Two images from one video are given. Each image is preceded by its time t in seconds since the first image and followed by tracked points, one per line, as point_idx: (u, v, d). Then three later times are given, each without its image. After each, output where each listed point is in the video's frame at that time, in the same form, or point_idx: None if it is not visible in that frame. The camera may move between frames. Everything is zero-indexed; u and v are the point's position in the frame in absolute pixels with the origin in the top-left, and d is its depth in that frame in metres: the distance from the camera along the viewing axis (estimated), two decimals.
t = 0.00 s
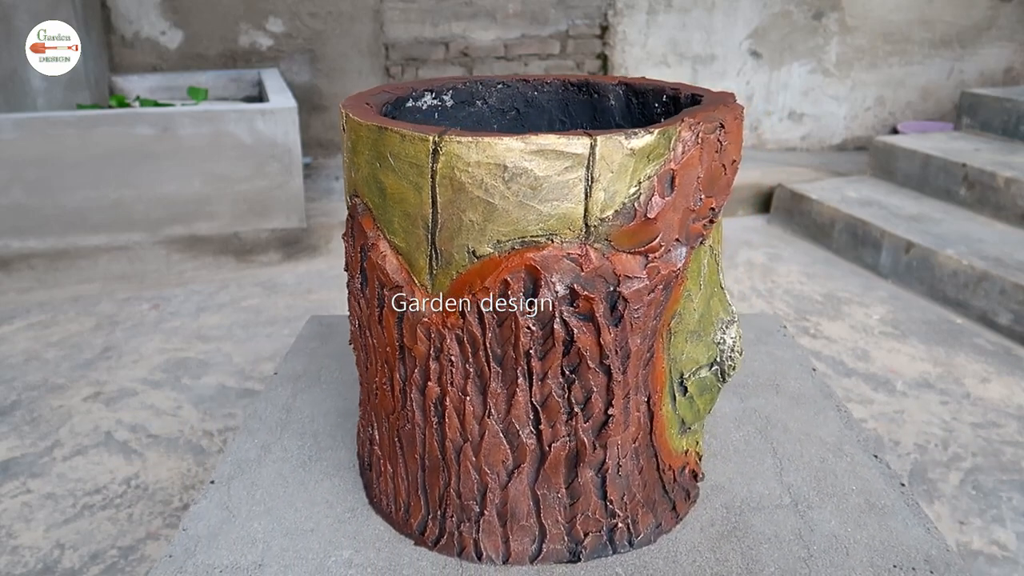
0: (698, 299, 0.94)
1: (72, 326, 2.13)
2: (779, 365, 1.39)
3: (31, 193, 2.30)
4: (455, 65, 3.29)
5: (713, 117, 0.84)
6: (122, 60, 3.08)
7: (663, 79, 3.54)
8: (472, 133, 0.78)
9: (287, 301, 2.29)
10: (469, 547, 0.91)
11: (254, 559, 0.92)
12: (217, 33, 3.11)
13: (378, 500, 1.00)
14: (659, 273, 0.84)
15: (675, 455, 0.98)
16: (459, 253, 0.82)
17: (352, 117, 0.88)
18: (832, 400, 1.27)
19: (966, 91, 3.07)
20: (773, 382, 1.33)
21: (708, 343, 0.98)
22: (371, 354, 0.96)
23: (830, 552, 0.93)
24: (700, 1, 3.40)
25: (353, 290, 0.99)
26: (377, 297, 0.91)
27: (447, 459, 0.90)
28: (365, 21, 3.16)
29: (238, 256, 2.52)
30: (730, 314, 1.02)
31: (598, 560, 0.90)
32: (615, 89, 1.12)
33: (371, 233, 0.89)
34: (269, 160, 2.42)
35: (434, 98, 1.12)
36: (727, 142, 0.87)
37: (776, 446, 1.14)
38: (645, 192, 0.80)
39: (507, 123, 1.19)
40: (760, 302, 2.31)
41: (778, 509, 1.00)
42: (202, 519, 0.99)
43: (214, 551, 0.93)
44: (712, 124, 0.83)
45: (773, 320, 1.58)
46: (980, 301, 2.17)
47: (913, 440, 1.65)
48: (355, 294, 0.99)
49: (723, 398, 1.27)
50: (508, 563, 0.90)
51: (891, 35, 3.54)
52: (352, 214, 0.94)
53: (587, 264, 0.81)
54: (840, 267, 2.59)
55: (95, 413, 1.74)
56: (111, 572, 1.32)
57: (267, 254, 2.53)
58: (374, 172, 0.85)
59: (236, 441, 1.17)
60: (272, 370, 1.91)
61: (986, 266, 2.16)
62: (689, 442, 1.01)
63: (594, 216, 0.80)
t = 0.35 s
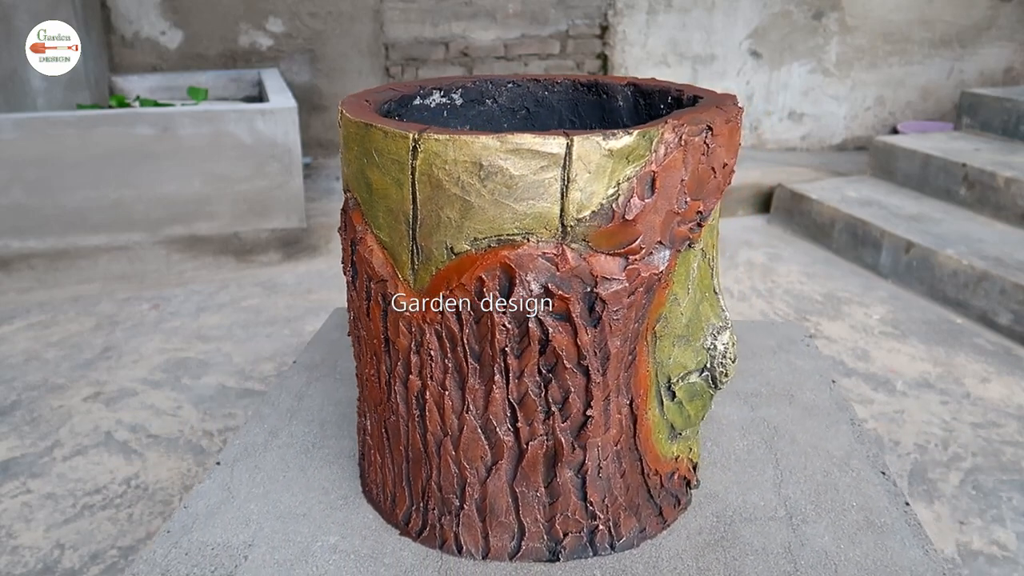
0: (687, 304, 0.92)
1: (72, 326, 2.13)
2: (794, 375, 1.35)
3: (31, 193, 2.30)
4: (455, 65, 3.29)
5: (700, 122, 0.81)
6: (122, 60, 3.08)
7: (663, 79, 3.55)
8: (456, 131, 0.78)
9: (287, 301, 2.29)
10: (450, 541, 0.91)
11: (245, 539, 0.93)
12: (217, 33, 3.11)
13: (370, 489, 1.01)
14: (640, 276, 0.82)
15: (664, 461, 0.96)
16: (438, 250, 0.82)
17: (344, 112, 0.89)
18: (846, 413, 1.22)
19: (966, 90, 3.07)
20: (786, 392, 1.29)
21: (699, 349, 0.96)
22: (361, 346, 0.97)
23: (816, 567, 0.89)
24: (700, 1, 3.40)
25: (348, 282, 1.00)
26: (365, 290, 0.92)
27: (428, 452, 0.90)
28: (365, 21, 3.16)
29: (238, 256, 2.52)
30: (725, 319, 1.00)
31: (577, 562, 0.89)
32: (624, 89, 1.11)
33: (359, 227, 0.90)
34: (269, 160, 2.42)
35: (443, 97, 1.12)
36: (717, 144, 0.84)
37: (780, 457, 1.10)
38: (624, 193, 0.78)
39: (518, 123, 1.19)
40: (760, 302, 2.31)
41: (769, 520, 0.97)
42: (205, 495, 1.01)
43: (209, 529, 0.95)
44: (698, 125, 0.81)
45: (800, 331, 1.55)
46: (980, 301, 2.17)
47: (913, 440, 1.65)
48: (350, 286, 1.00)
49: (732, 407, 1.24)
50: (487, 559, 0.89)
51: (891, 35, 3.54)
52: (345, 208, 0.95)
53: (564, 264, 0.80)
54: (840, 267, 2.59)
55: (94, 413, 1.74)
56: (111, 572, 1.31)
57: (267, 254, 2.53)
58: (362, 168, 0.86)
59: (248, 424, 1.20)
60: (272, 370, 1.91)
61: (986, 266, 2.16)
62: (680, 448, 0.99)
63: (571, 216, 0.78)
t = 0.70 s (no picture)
0: (673, 308, 0.90)
1: (72, 326, 2.13)
2: (809, 386, 1.29)
3: (31, 193, 2.30)
4: (455, 65, 3.29)
5: (684, 124, 0.79)
6: (122, 60, 3.08)
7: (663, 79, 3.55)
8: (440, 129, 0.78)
9: (287, 301, 2.29)
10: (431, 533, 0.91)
11: (240, 519, 0.95)
12: (217, 33, 3.11)
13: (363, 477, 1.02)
14: (618, 278, 0.81)
15: (650, 465, 0.94)
16: (419, 245, 0.82)
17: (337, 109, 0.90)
18: (861, 429, 1.16)
19: (966, 90, 3.07)
20: (799, 403, 1.23)
21: (688, 354, 0.93)
22: (354, 337, 0.98)
23: None
24: (700, 1, 3.41)
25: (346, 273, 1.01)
26: (356, 281, 0.93)
27: (411, 443, 0.91)
28: (365, 21, 3.16)
29: (238, 256, 2.52)
30: (718, 324, 0.97)
31: (556, 561, 0.88)
32: (631, 90, 1.09)
33: (349, 221, 0.91)
34: (269, 159, 2.42)
35: (453, 95, 1.12)
36: (705, 147, 0.82)
37: (782, 467, 1.05)
38: (601, 194, 0.77)
39: (528, 122, 1.19)
40: (759, 302, 2.31)
41: (758, 533, 0.92)
42: (210, 476, 1.04)
43: (209, 507, 0.97)
44: (682, 128, 0.79)
45: (826, 341, 1.47)
46: (980, 301, 2.17)
47: (913, 440, 1.65)
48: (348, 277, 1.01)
49: (741, 416, 1.19)
50: (466, 553, 0.89)
51: (891, 35, 3.54)
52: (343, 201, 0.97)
53: (539, 263, 0.79)
54: (840, 267, 2.59)
55: (94, 413, 1.74)
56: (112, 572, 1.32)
57: (267, 254, 2.54)
58: (351, 164, 0.87)
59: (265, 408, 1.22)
60: (272, 371, 1.91)
61: (986, 266, 2.16)
62: (669, 453, 0.97)
63: (546, 217, 0.77)
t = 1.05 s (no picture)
0: (656, 312, 0.91)
1: (72, 326, 2.13)
2: (823, 398, 1.28)
3: (31, 193, 2.30)
4: (455, 65, 3.30)
5: (665, 126, 0.82)
6: (122, 61, 3.08)
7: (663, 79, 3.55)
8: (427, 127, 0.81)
9: (287, 301, 2.29)
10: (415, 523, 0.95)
11: (238, 499, 1.01)
12: (217, 33, 3.11)
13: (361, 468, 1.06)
14: (594, 280, 0.83)
15: (634, 468, 0.96)
16: (401, 240, 0.86)
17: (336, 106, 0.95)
18: (872, 445, 1.14)
19: (966, 90, 3.07)
20: (809, 415, 1.22)
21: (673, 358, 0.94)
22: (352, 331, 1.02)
23: None
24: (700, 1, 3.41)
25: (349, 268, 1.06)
26: (351, 277, 0.98)
27: (398, 434, 0.95)
28: (365, 21, 3.16)
29: (238, 256, 2.52)
30: (707, 329, 0.97)
31: (533, 557, 0.90)
32: (639, 91, 1.10)
33: (343, 217, 0.96)
34: (269, 160, 2.42)
35: (463, 94, 1.15)
36: (688, 150, 0.84)
37: (783, 480, 1.05)
38: (577, 194, 0.79)
39: (540, 121, 1.20)
40: (760, 302, 2.31)
41: (745, 546, 0.92)
42: (216, 457, 1.10)
43: (211, 486, 1.04)
44: (662, 130, 0.81)
45: (851, 354, 1.47)
46: (980, 301, 2.17)
47: (913, 440, 1.65)
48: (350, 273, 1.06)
49: (749, 426, 1.19)
50: (446, 544, 0.93)
51: (891, 35, 3.54)
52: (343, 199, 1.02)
53: (513, 261, 0.81)
54: (840, 267, 2.59)
55: (95, 413, 1.74)
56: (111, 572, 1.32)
57: (267, 254, 2.54)
58: (345, 160, 0.92)
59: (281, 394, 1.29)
60: (271, 371, 1.91)
61: (986, 266, 2.16)
62: (655, 458, 0.98)
63: (521, 215, 0.80)
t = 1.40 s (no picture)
0: (638, 314, 0.91)
1: (72, 326, 2.13)
2: (841, 413, 1.25)
3: (31, 193, 2.30)
4: (455, 65, 3.30)
5: (644, 128, 0.82)
6: (122, 60, 3.08)
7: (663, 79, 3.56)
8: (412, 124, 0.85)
9: (287, 301, 2.29)
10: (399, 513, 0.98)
11: (240, 476, 1.07)
12: (217, 33, 3.10)
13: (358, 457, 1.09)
14: (568, 279, 0.85)
15: (617, 472, 0.96)
16: (384, 234, 0.90)
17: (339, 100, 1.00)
18: (884, 464, 1.11)
19: (966, 90, 3.07)
20: (820, 427, 1.20)
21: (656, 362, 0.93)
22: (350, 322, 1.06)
23: None
24: (700, 1, 3.41)
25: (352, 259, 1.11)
26: (345, 269, 1.02)
27: (383, 423, 0.99)
28: (365, 21, 3.16)
29: (238, 256, 2.52)
30: (694, 333, 0.96)
31: (508, 554, 0.93)
32: (648, 92, 1.10)
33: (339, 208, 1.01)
34: (269, 160, 2.42)
35: (476, 92, 1.18)
36: (669, 152, 0.85)
37: (780, 493, 1.04)
38: (550, 194, 0.81)
39: (553, 121, 1.22)
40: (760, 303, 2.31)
41: (727, 559, 0.91)
42: (227, 436, 1.17)
43: (218, 463, 1.10)
44: (639, 131, 0.82)
45: (881, 370, 1.42)
46: (980, 301, 2.17)
47: (913, 440, 1.65)
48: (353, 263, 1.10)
49: (756, 436, 1.17)
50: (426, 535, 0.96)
51: (891, 35, 3.54)
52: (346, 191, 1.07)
53: (487, 259, 0.84)
54: (840, 267, 2.59)
55: (95, 413, 1.74)
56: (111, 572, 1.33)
57: (267, 254, 2.54)
58: (340, 154, 0.96)
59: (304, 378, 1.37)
60: (271, 371, 1.91)
61: (986, 266, 2.16)
62: (641, 463, 0.98)
63: (495, 213, 0.83)
